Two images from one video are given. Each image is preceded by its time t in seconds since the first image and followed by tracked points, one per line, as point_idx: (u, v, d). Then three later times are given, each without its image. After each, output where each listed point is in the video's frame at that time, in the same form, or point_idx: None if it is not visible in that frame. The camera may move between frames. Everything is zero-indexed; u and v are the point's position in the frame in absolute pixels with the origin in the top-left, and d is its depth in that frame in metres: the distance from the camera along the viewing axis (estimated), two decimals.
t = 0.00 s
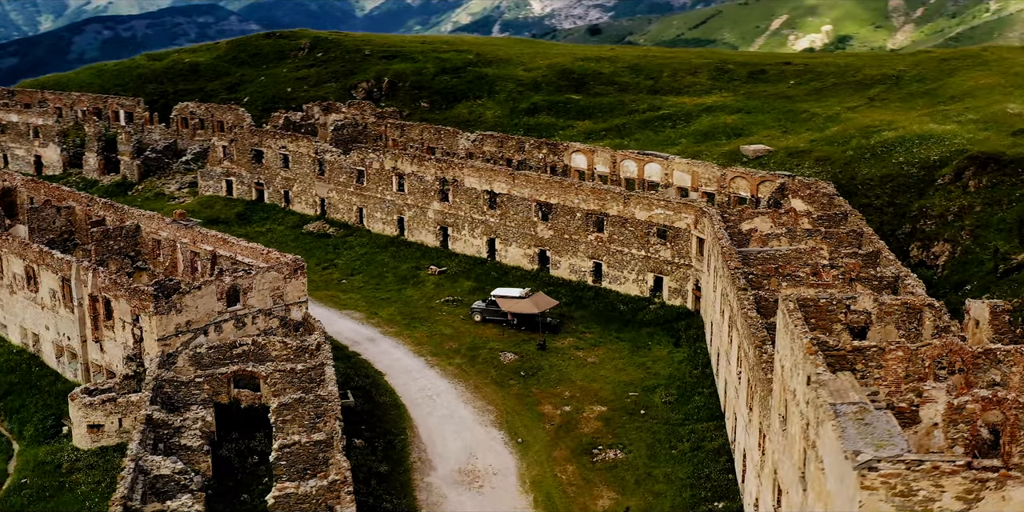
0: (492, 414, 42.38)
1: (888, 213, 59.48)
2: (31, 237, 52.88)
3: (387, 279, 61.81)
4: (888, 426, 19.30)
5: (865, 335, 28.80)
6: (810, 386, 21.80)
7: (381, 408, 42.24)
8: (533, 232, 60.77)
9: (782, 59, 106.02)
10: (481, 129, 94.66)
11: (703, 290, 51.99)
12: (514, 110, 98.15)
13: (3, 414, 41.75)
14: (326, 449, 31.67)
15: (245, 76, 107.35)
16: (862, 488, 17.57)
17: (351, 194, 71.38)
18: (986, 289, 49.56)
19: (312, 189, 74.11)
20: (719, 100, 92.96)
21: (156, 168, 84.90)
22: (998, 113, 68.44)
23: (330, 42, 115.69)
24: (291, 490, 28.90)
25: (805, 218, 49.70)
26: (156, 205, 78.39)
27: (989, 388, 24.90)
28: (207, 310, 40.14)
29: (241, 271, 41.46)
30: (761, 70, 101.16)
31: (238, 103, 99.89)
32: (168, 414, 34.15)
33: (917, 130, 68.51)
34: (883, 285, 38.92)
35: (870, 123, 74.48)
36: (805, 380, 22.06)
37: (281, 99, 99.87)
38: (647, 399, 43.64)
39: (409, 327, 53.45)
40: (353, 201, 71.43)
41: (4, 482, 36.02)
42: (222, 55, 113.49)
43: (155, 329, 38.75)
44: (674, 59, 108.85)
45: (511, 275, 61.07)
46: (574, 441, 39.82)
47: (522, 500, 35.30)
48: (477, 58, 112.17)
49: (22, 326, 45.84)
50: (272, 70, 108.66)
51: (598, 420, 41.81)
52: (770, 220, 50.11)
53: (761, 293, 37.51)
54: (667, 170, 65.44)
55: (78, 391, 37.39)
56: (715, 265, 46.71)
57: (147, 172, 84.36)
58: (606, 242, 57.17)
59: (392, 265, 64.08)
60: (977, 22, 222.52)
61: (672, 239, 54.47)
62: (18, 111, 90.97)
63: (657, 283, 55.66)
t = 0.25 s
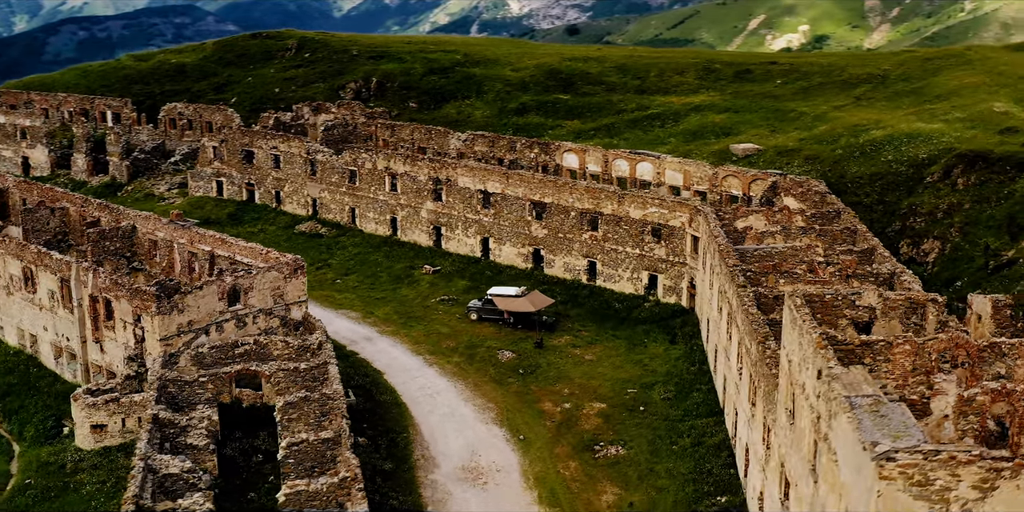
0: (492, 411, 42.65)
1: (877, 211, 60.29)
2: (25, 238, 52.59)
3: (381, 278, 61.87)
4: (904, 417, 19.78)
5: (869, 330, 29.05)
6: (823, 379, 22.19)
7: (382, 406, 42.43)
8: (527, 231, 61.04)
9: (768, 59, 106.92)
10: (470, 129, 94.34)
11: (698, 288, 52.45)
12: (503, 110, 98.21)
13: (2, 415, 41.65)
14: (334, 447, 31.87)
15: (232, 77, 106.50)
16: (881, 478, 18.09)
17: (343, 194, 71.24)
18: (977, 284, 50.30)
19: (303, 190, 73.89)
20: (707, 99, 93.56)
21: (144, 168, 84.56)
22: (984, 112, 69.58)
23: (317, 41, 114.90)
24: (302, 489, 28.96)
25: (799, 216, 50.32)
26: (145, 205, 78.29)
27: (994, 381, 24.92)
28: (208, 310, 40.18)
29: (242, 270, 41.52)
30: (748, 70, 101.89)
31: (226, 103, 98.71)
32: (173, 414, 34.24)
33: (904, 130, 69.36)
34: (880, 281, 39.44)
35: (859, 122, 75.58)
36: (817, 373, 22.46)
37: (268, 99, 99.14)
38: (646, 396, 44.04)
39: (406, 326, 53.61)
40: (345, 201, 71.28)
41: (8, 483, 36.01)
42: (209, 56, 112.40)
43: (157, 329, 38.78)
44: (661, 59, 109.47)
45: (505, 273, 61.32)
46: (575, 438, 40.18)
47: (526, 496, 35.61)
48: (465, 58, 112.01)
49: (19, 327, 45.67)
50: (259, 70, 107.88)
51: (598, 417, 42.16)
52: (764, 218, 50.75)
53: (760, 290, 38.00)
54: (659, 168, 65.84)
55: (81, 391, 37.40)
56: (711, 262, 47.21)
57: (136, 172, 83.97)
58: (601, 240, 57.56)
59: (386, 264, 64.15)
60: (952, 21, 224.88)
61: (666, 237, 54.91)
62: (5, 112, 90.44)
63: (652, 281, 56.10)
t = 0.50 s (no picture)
0: (493, 408, 43.10)
1: (864, 208, 61.36)
2: (19, 239, 52.31)
3: (375, 277, 62.05)
4: (917, 405, 20.52)
5: (873, 322, 29.09)
6: (834, 370, 22.87)
7: (384, 404, 42.76)
8: (520, 229, 61.44)
9: (752, 59, 107.97)
10: (458, 129, 93.97)
11: (692, 285, 53.02)
12: (490, 110, 98.20)
13: (2, 415, 41.58)
14: (343, 443, 32.22)
15: (217, 77, 105.65)
16: (899, 464, 18.78)
17: (335, 194, 71.12)
18: (965, 279, 51.23)
19: (294, 189, 73.64)
20: (693, 99, 94.32)
21: (132, 168, 84.07)
22: (968, 110, 71.05)
23: (302, 41, 114.00)
24: (314, 484, 29.34)
25: (791, 213, 51.21)
26: (133, 205, 77.77)
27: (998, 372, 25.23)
28: (211, 309, 40.35)
29: (243, 269, 41.70)
30: (732, 69, 102.85)
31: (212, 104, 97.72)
32: (181, 411, 34.47)
33: (890, 127, 71.00)
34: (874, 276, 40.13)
35: (844, 121, 76.95)
36: (827, 365, 23.15)
37: (254, 100, 98.48)
38: (644, 391, 44.63)
39: (402, 324, 53.91)
40: (336, 201, 71.18)
41: (13, 482, 36.06)
42: (194, 56, 111.49)
43: (160, 328, 38.88)
44: (645, 59, 110.19)
45: (499, 272, 61.67)
46: (576, 433, 40.70)
47: (531, 490, 36.10)
48: (450, 58, 111.72)
49: (17, 327, 45.51)
50: (244, 71, 106.45)
51: (597, 412, 42.70)
52: (756, 215, 51.59)
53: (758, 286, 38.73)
54: (649, 167, 66.48)
55: (85, 391, 37.51)
56: (707, 259, 47.97)
57: (124, 173, 83.44)
58: (594, 238, 58.12)
59: (379, 263, 64.31)
60: (925, 21, 227.48)
61: (659, 235, 55.54)
62: None
63: (645, 278, 56.70)
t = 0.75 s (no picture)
0: (493, 403, 43.59)
1: (853, 206, 62.45)
2: (14, 238, 52.09)
3: (370, 275, 62.25)
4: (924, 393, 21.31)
5: (873, 315, 29.77)
6: (840, 361, 23.66)
7: (385, 400, 43.15)
8: (514, 227, 61.86)
9: (737, 58, 108.87)
10: (447, 129, 93.66)
11: (686, 281, 53.66)
12: (478, 109, 97.88)
13: (2, 414, 41.61)
14: (351, 437, 32.67)
15: (205, 77, 104.74)
16: (911, 449, 19.59)
17: (327, 193, 71.08)
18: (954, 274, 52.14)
19: (286, 189, 73.54)
20: (681, 98, 95.02)
21: (121, 169, 83.55)
22: (952, 108, 72.47)
23: (289, 41, 113.32)
24: (326, 477, 29.84)
25: (783, 210, 52.07)
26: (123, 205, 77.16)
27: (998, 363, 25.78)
28: (213, 307, 40.59)
29: (244, 268, 41.95)
30: (718, 68, 103.74)
31: (199, 104, 96.62)
32: (188, 409, 34.82)
33: (876, 125, 72.65)
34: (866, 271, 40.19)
35: (832, 120, 78.14)
36: (834, 356, 23.94)
37: (242, 100, 97.36)
38: (641, 386, 45.24)
39: (399, 322, 54.25)
40: (328, 200, 71.15)
41: (19, 480, 36.18)
42: (180, 56, 110.75)
43: (164, 326, 39.07)
44: (632, 59, 110.81)
45: (492, 269, 62.04)
46: (577, 427, 41.24)
47: (534, 483, 36.63)
48: (437, 57, 111.30)
49: (16, 327, 45.54)
50: (232, 70, 106.31)
51: (596, 407, 43.26)
52: (749, 212, 52.36)
53: (756, 281, 39.49)
54: (641, 166, 67.11)
55: (89, 389, 37.73)
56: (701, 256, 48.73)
57: (113, 173, 82.76)
58: (587, 236, 58.67)
59: (373, 261, 64.49)
60: (900, 20, 229.73)
61: (653, 232, 56.15)
62: None
63: (638, 275, 57.30)
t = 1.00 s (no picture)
0: (492, 397, 44.32)
1: (838, 201, 63.87)
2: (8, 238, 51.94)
3: (362, 273, 62.58)
4: (929, 378, 22.53)
5: (870, 305, 30.52)
6: (844, 349, 24.95)
7: (386, 394, 43.75)
8: (505, 224, 62.44)
9: (719, 57, 109.95)
10: (433, 129, 92.98)
11: (677, 277, 54.56)
12: (464, 108, 97.27)
13: (3, 412, 41.76)
14: (359, 430, 33.35)
15: (190, 78, 102.52)
16: (918, 431, 20.77)
17: (317, 192, 71.06)
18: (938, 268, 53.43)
19: (275, 188, 73.28)
20: (664, 97, 95.90)
21: (109, 169, 82.76)
22: (933, 106, 74.06)
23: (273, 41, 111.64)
24: (338, 468, 30.65)
25: (772, 206, 53.14)
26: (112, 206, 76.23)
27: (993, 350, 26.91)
28: (216, 304, 40.98)
29: (245, 265, 42.34)
30: (700, 67, 104.90)
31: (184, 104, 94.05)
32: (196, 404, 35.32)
33: (859, 122, 74.18)
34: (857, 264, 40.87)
35: (815, 117, 79.57)
36: (837, 344, 25.23)
37: (227, 100, 95.08)
38: (636, 379, 46.13)
39: (394, 318, 54.78)
40: (319, 199, 71.14)
41: (26, 476, 36.42)
42: (163, 57, 108.27)
43: (167, 323, 39.44)
44: (615, 58, 111.61)
45: (484, 266, 62.54)
46: (575, 419, 42.06)
47: (537, 474, 37.45)
48: (422, 57, 110.49)
49: (14, 325, 45.69)
50: (217, 71, 103.89)
51: (593, 399, 44.10)
52: (738, 208, 53.41)
53: (750, 275, 40.71)
54: (630, 163, 67.89)
55: (94, 386, 38.11)
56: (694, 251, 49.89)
57: (101, 174, 82.12)
58: (579, 233, 59.47)
59: (365, 259, 64.77)
60: (872, 20, 232.48)
61: (644, 228, 57.01)
62: None
63: (629, 271, 58.13)
